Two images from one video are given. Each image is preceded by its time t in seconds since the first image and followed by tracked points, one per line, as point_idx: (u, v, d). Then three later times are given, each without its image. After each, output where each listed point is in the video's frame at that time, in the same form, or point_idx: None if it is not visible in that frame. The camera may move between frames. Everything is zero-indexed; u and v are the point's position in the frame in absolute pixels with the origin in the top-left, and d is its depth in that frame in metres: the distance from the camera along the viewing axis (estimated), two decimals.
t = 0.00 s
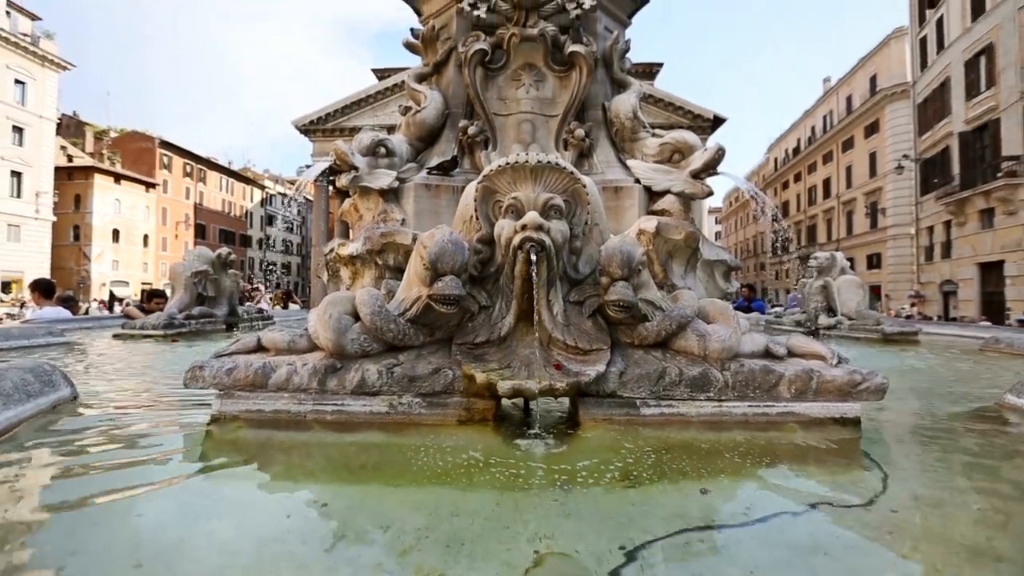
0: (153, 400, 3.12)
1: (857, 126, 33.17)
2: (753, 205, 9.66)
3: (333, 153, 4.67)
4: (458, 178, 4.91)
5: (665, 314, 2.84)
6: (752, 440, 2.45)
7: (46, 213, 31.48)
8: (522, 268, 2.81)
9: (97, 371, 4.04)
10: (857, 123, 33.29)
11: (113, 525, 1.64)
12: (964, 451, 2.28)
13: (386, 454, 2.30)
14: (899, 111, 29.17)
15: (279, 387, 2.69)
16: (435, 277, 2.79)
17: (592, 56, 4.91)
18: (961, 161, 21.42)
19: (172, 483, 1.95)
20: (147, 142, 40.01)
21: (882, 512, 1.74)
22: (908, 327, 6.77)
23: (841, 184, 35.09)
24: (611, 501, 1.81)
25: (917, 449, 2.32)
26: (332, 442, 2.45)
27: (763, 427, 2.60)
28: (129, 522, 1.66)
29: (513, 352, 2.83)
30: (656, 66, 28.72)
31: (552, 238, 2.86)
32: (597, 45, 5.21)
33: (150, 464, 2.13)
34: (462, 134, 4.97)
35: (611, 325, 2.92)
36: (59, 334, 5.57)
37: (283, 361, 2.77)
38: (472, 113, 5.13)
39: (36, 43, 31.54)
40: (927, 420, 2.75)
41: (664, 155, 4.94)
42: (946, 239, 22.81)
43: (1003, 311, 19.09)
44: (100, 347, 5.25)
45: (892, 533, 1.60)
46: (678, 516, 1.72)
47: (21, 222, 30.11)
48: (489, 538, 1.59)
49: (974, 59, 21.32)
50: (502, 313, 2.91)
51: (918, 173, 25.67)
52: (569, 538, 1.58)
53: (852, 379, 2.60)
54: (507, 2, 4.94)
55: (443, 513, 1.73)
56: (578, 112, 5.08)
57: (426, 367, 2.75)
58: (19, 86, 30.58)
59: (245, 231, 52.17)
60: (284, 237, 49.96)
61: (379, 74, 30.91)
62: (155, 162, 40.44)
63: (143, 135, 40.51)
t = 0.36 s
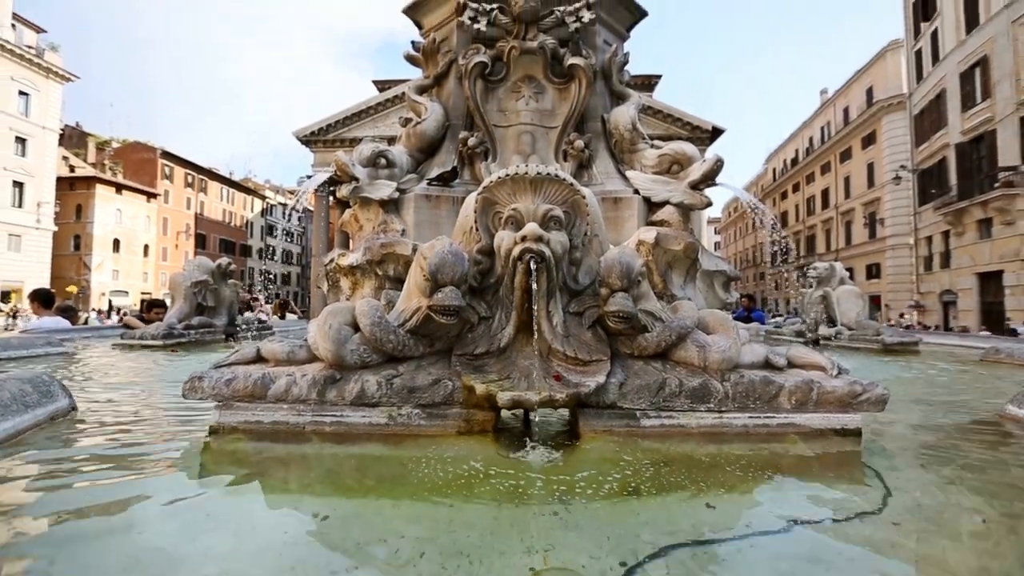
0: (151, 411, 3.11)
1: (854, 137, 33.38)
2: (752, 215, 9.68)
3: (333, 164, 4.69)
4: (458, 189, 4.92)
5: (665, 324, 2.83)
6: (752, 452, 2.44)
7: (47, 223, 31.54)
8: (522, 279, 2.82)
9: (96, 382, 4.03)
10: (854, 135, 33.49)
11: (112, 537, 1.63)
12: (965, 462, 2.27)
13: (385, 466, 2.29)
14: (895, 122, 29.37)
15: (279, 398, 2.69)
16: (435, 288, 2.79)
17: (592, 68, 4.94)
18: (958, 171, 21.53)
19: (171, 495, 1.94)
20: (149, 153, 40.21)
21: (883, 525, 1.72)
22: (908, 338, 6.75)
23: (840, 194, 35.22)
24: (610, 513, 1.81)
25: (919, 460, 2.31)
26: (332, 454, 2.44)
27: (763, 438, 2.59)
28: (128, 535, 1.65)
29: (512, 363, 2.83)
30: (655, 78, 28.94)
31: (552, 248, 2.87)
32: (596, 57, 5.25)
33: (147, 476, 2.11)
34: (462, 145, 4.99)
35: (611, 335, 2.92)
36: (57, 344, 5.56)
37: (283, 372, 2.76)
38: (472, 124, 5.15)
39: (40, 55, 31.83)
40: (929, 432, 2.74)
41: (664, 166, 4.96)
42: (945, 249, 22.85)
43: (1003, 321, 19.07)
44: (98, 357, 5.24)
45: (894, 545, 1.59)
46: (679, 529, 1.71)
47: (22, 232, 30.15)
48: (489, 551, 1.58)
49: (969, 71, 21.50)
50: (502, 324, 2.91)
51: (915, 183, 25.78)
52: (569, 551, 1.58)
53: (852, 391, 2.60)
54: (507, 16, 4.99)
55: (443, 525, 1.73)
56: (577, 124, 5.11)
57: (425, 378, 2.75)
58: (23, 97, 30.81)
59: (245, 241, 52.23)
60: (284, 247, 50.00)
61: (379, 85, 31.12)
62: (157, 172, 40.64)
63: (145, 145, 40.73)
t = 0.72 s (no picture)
0: (149, 421, 3.09)
1: (852, 147, 33.54)
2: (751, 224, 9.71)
3: (334, 173, 4.71)
4: (458, 199, 4.94)
5: (665, 334, 2.83)
6: (754, 463, 2.42)
7: (48, 232, 31.57)
8: (522, 289, 2.82)
9: (93, 391, 4.02)
10: (852, 145, 33.65)
11: (106, 549, 1.62)
12: (966, 473, 2.26)
13: (383, 476, 2.28)
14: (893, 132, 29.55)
15: (278, 408, 2.68)
16: (435, 297, 2.79)
17: (591, 79, 4.97)
18: (956, 181, 21.60)
19: (167, 507, 1.92)
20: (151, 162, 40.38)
21: (886, 536, 1.71)
22: (909, 347, 6.73)
23: (838, 203, 35.33)
24: (610, 525, 1.79)
25: (923, 471, 2.29)
26: (329, 464, 2.42)
27: (764, 448, 2.58)
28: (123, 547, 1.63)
29: (512, 373, 2.82)
30: (653, 89, 29.13)
31: (552, 259, 2.88)
32: (595, 68, 5.29)
33: (144, 486, 2.11)
34: (462, 155, 5.01)
35: (611, 346, 2.92)
36: (56, 354, 5.55)
37: (282, 383, 2.76)
38: (472, 135, 5.17)
39: (45, 66, 32.09)
40: (930, 442, 2.73)
41: (663, 176, 4.98)
42: (944, 257, 22.85)
43: (1003, 330, 19.03)
44: (96, 366, 5.23)
45: (898, 556, 1.57)
46: (681, 541, 1.69)
47: (24, 241, 30.16)
48: (489, 563, 1.57)
49: (965, 82, 21.65)
50: (502, 334, 2.91)
51: (914, 193, 25.85)
52: (569, 564, 1.56)
53: (853, 401, 2.59)
54: (507, 27, 5.03)
55: (443, 536, 1.72)
56: (576, 134, 5.14)
57: (425, 389, 2.74)
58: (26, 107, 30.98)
59: (245, 250, 52.27)
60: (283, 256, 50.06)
61: (381, 96, 31.33)
62: (158, 181, 40.78)
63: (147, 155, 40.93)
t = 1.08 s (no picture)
0: (147, 432, 3.08)
1: (850, 157, 33.70)
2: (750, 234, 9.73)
3: (334, 184, 4.72)
4: (458, 209, 4.94)
5: (664, 344, 2.83)
6: (754, 474, 2.41)
7: (49, 242, 31.61)
8: (522, 299, 2.82)
9: (92, 402, 4.01)
10: (849, 155, 33.81)
11: (102, 562, 1.61)
12: (968, 485, 2.25)
13: (382, 488, 2.27)
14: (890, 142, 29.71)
15: (276, 419, 2.67)
16: (435, 308, 2.79)
17: (590, 91, 5.00)
18: (954, 191, 21.69)
19: (164, 519, 1.91)
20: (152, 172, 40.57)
21: (886, 548, 1.70)
22: (910, 357, 6.71)
23: (837, 213, 35.42)
24: (610, 537, 1.79)
25: (924, 483, 2.28)
26: (329, 475, 2.41)
27: (766, 459, 2.56)
28: (120, 560, 1.62)
29: (512, 384, 2.82)
30: (652, 100, 29.32)
31: (552, 269, 2.88)
32: (595, 80, 5.33)
33: (141, 498, 2.09)
34: (462, 166, 5.03)
35: (611, 356, 2.91)
36: (54, 363, 5.53)
37: (281, 393, 2.74)
38: (472, 146, 5.19)
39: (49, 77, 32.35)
40: (932, 453, 2.72)
41: (662, 187, 5.00)
42: (943, 267, 22.87)
43: (1003, 340, 18.99)
44: (95, 376, 5.22)
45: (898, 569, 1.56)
46: (682, 554, 1.69)
47: (24, 250, 30.17)
48: None
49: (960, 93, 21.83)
50: (501, 344, 2.91)
51: (912, 203, 25.94)
52: None
53: (854, 412, 2.58)
54: (507, 40, 5.06)
55: (440, 549, 1.71)
56: (576, 145, 5.16)
57: (424, 400, 2.73)
58: (29, 118, 31.19)
59: (245, 260, 52.31)
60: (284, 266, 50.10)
61: (381, 107, 31.54)
62: (159, 191, 40.93)
63: (149, 165, 41.12)
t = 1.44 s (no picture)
0: (145, 443, 3.06)
1: (848, 167, 33.85)
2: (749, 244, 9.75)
3: (335, 195, 4.74)
4: (458, 220, 4.95)
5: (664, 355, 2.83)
6: (755, 486, 2.39)
7: (49, 251, 31.65)
8: (521, 310, 2.82)
9: (91, 412, 4.00)
10: (847, 165, 33.94)
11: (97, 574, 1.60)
12: (969, 495, 2.24)
13: (381, 499, 2.25)
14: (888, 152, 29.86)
15: (275, 430, 2.66)
16: (435, 318, 2.79)
17: (590, 102, 5.03)
18: (952, 201, 21.74)
19: (160, 531, 1.89)
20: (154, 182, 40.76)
21: (890, 561, 1.68)
22: (911, 367, 6.68)
23: (836, 223, 35.52)
24: (610, 550, 1.77)
25: (927, 495, 2.26)
26: (327, 487, 2.39)
27: (767, 471, 2.55)
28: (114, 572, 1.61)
29: (512, 395, 2.80)
30: (651, 111, 29.53)
31: (552, 280, 2.89)
32: (594, 91, 5.36)
33: (139, 509, 2.08)
34: (462, 176, 5.05)
35: (611, 367, 2.91)
36: (53, 373, 5.51)
37: (280, 404, 2.74)
38: (472, 156, 5.22)
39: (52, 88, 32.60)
40: (935, 465, 2.70)
41: (662, 198, 5.02)
42: (943, 276, 22.89)
43: (1004, 349, 18.96)
44: (94, 386, 5.21)
45: None
46: (682, 567, 1.67)
47: (24, 259, 30.19)
48: None
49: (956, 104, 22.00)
50: (501, 355, 2.91)
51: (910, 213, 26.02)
52: None
53: (855, 422, 2.57)
54: (507, 52, 5.10)
55: (437, 562, 1.70)
56: (576, 156, 5.18)
57: (424, 411, 2.72)
58: (33, 128, 31.39)
59: (245, 269, 52.36)
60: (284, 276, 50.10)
61: (382, 117, 31.75)
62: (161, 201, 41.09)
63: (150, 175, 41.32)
